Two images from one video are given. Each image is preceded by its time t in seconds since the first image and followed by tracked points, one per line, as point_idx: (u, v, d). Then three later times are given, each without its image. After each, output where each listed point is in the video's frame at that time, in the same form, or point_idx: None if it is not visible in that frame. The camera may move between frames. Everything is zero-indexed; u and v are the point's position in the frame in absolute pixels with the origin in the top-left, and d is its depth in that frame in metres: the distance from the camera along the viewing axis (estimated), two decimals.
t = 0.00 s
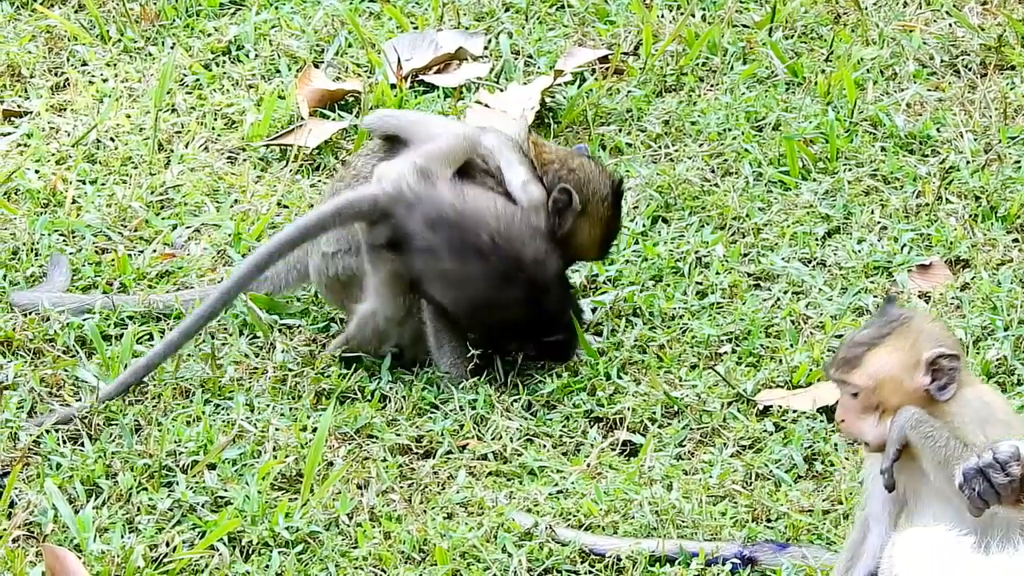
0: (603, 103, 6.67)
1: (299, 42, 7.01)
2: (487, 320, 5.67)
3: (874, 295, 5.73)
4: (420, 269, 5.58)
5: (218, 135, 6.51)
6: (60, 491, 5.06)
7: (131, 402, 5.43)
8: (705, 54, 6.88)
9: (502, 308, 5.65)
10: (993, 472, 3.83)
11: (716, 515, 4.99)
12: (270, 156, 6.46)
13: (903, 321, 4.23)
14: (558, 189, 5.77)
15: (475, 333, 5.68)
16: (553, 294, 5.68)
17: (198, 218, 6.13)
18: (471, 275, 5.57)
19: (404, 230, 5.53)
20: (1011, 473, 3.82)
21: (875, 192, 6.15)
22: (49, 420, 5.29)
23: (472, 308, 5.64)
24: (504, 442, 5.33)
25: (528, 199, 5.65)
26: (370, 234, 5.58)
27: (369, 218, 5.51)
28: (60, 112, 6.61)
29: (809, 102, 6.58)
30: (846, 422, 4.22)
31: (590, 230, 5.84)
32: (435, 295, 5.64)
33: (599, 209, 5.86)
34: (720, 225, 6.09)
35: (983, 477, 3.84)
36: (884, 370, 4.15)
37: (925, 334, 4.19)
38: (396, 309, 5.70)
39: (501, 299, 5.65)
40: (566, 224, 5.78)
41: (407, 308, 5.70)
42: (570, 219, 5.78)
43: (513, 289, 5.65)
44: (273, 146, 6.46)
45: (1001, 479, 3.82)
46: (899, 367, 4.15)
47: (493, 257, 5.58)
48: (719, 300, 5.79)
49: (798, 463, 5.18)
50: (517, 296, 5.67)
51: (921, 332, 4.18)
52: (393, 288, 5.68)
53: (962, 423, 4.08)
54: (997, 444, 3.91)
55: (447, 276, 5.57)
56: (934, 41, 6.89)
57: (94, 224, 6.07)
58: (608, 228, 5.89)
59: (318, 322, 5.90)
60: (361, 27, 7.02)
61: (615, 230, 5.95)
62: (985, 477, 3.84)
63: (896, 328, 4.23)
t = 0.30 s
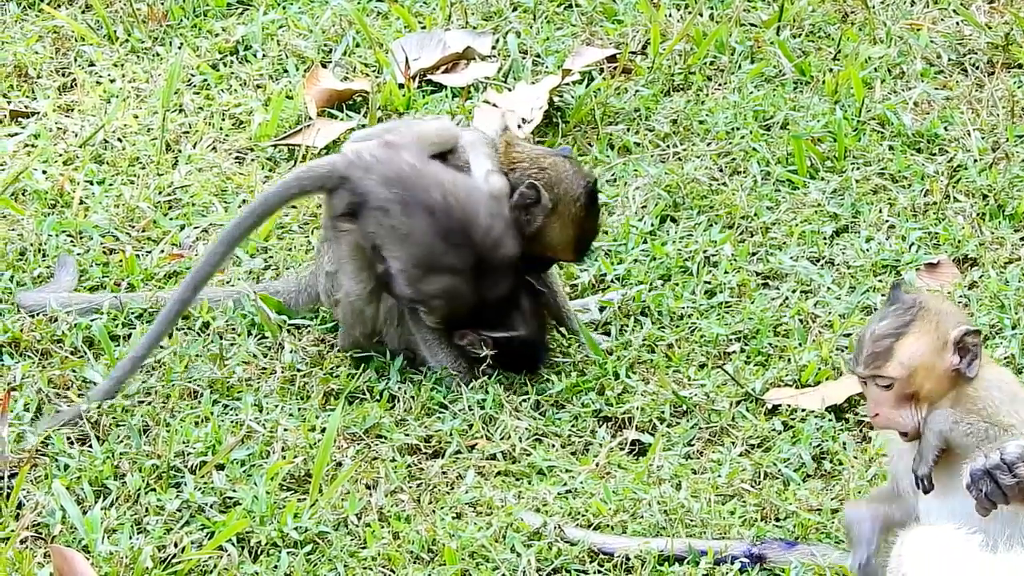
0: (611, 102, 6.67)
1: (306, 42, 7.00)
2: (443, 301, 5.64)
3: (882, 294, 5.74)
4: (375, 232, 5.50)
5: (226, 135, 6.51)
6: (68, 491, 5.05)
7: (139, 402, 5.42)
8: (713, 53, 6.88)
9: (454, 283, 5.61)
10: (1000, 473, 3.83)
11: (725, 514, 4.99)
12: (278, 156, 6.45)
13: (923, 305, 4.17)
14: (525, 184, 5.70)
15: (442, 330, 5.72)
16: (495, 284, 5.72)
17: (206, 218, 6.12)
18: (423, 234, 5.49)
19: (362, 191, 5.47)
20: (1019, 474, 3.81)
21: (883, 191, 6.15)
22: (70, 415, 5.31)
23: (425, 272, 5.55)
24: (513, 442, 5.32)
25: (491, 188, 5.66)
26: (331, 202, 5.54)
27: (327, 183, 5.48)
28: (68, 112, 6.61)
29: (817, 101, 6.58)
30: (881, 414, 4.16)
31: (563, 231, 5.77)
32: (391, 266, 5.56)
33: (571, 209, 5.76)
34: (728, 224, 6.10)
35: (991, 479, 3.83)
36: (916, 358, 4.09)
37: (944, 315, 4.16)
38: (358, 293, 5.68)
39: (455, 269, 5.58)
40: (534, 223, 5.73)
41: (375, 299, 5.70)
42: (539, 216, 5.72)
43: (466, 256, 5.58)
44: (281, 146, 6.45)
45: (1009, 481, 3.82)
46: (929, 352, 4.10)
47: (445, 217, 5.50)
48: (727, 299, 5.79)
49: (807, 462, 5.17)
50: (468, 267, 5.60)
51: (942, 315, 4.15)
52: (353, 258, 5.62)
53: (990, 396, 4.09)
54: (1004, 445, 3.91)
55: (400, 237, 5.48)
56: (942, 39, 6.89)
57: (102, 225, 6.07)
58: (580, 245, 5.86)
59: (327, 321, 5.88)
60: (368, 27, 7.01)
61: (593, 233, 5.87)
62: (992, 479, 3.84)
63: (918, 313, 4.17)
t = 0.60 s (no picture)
0: (610, 101, 6.68)
1: (305, 42, 7.00)
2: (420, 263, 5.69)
3: (882, 293, 5.75)
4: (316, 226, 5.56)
5: (224, 135, 6.51)
6: (69, 492, 5.06)
7: (140, 402, 5.42)
8: (713, 52, 6.89)
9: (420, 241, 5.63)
10: (1006, 472, 3.91)
11: (726, 513, 4.99)
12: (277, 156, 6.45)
13: (927, 301, 4.15)
14: (507, 151, 5.53)
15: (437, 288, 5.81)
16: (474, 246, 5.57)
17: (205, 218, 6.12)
18: (364, 202, 5.56)
19: (284, 201, 5.54)
20: None
21: (882, 190, 6.16)
22: (78, 397, 5.33)
23: (362, 205, 5.57)
24: (513, 442, 5.33)
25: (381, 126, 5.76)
26: (267, 228, 5.62)
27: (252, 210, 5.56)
28: (67, 112, 6.62)
29: (816, 100, 6.59)
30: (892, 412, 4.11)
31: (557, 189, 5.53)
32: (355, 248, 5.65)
33: (557, 164, 5.54)
34: (728, 223, 6.10)
35: (999, 480, 3.91)
36: (927, 353, 4.06)
37: (947, 310, 4.15)
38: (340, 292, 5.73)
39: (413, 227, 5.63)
40: (523, 186, 5.51)
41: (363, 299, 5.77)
42: (527, 178, 5.50)
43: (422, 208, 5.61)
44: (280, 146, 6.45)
45: (1018, 481, 3.90)
46: (939, 346, 4.07)
47: (377, 179, 5.56)
48: (727, 298, 5.80)
49: (807, 461, 5.18)
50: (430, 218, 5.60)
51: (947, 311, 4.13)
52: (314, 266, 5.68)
53: (1001, 392, 4.13)
54: (1009, 442, 3.99)
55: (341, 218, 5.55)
56: (941, 38, 6.90)
57: (101, 225, 6.06)
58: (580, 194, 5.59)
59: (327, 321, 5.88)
60: (367, 27, 7.01)
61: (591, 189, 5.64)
62: (998, 478, 3.92)
63: (923, 310, 4.14)
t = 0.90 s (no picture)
0: (610, 101, 6.68)
1: (305, 41, 7.00)
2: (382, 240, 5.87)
3: (882, 292, 5.74)
4: (278, 269, 5.80)
5: (224, 135, 6.51)
6: (70, 492, 5.06)
7: (140, 402, 5.42)
8: (712, 51, 6.89)
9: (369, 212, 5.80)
10: (1006, 473, 3.89)
11: (727, 513, 4.98)
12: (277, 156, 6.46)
13: (937, 303, 4.16)
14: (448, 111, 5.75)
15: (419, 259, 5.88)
16: (412, 185, 5.70)
17: (205, 218, 6.14)
18: (302, 219, 5.81)
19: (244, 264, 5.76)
20: None
21: (883, 189, 6.16)
22: (69, 383, 5.43)
23: (299, 214, 5.81)
24: (514, 441, 5.33)
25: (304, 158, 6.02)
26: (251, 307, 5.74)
27: (231, 299, 5.77)
28: (67, 112, 6.63)
29: (816, 99, 6.59)
30: (889, 408, 4.17)
31: (506, 131, 5.78)
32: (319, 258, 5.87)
33: (502, 111, 5.80)
34: (728, 223, 6.11)
35: (998, 481, 3.90)
36: (930, 354, 4.09)
37: (955, 313, 4.17)
38: (342, 304, 5.78)
39: (354, 206, 5.82)
40: (474, 141, 5.75)
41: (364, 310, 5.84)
42: (475, 132, 5.74)
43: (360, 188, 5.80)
44: (279, 146, 6.45)
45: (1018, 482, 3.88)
46: (942, 348, 4.10)
47: (303, 192, 5.81)
48: (727, 297, 5.80)
49: (808, 460, 5.17)
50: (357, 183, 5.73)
51: (956, 313, 4.15)
52: (307, 302, 5.76)
53: (1004, 396, 4.16)
54: (1009, 443, 3.97)
55: (290, 246, 5.82)
56: (940, 37, 6.90)
57: (102, 225, 6.08)
58: (535, 131, 5.82)
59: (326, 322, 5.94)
60: (367, 27, 7.01)
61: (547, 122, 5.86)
62: (998, 479, 3.90)
63: (932, 310, 4.16)
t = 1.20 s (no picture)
0: (619, 100, 6.69)
1: (313, 41, 6.99)
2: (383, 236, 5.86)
3: (891, 290, 5.74)
4: (289, 275, 5.80)
5: (233, 134, 6.52)
6: (79, 491, 5.06)
7: (149, 400, 5.41)
8: (721, 50, 6.89)
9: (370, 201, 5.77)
10: (1017, 472, 3.89)
11: (736, 511, 4.98)
12: (286, 155, 6.47)
13: (953, 298, 4.20)
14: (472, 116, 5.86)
15: (423, 249, 5.88)
16: (419, 170, 5.68)
17: (214, 217, 6.15)
18: (308, 219, 5.81)
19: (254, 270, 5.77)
20: None
21: (891, 188, 6.16)
22: (78, 383, 5.44)
23: (304, 214, 5.81)
24: (523, 440, 5.33)
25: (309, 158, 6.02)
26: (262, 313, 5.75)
27: (244, 307, 5.76)
28: (76, 112, 6.64)
29: (824, 98, 6.59)
30: (902, 400, 4.18)
31: (518, 155, 5.86)
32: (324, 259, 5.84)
33: (523, 133, 5.88)
34: (737, 221, 6.11)
35: (1009, 480, 3.89)
36: (945, 347, 4.11)
37: (971, 309, 4.19)
38: (353, 300, 5.79)
39: (357, 196, 5.78)
40: (487, 152, 5.84)
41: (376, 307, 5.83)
42: (491, 144, 5.84)
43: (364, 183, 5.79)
44: (288, 145, 6.46)
45: None
46: (958, 342, 4.12)
47: (308, 194, 5.82)
48: (736, 296, 5.80)
49: (817, 459, 5.17)
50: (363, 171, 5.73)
51: (972, 309, 4.18)
52: (317, 303, 5.76)
53: (1013, 394, 4.15)
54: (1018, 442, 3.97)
55: (296, 248, 5.82)
56: (949, 35, 6.90)
57: (111, 225, 6.10)
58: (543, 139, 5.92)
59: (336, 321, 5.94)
60: (375, 26, 7.02)
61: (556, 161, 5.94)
62: (1008, 477, 3.90)
63: (947, 305, 4.19)
